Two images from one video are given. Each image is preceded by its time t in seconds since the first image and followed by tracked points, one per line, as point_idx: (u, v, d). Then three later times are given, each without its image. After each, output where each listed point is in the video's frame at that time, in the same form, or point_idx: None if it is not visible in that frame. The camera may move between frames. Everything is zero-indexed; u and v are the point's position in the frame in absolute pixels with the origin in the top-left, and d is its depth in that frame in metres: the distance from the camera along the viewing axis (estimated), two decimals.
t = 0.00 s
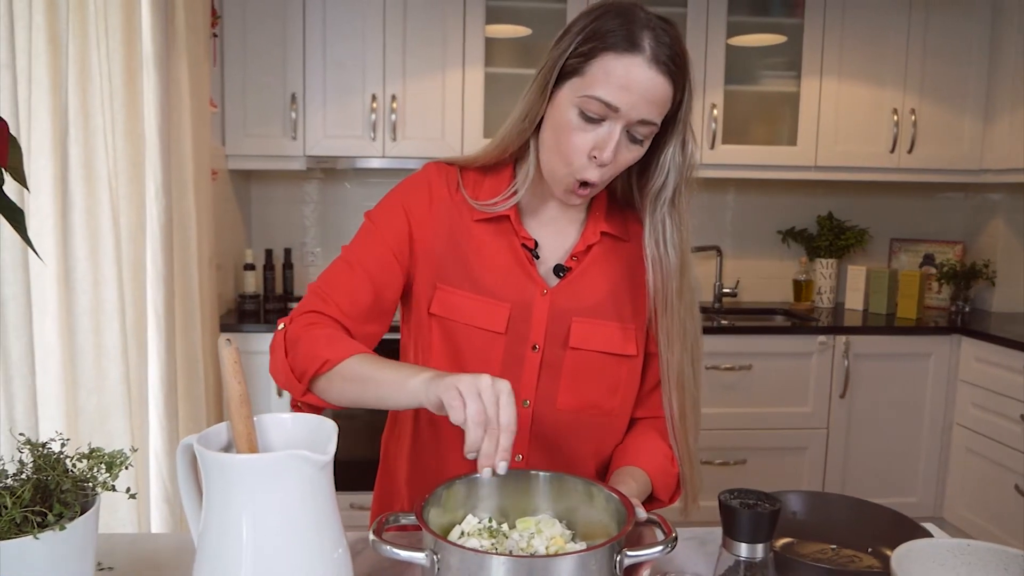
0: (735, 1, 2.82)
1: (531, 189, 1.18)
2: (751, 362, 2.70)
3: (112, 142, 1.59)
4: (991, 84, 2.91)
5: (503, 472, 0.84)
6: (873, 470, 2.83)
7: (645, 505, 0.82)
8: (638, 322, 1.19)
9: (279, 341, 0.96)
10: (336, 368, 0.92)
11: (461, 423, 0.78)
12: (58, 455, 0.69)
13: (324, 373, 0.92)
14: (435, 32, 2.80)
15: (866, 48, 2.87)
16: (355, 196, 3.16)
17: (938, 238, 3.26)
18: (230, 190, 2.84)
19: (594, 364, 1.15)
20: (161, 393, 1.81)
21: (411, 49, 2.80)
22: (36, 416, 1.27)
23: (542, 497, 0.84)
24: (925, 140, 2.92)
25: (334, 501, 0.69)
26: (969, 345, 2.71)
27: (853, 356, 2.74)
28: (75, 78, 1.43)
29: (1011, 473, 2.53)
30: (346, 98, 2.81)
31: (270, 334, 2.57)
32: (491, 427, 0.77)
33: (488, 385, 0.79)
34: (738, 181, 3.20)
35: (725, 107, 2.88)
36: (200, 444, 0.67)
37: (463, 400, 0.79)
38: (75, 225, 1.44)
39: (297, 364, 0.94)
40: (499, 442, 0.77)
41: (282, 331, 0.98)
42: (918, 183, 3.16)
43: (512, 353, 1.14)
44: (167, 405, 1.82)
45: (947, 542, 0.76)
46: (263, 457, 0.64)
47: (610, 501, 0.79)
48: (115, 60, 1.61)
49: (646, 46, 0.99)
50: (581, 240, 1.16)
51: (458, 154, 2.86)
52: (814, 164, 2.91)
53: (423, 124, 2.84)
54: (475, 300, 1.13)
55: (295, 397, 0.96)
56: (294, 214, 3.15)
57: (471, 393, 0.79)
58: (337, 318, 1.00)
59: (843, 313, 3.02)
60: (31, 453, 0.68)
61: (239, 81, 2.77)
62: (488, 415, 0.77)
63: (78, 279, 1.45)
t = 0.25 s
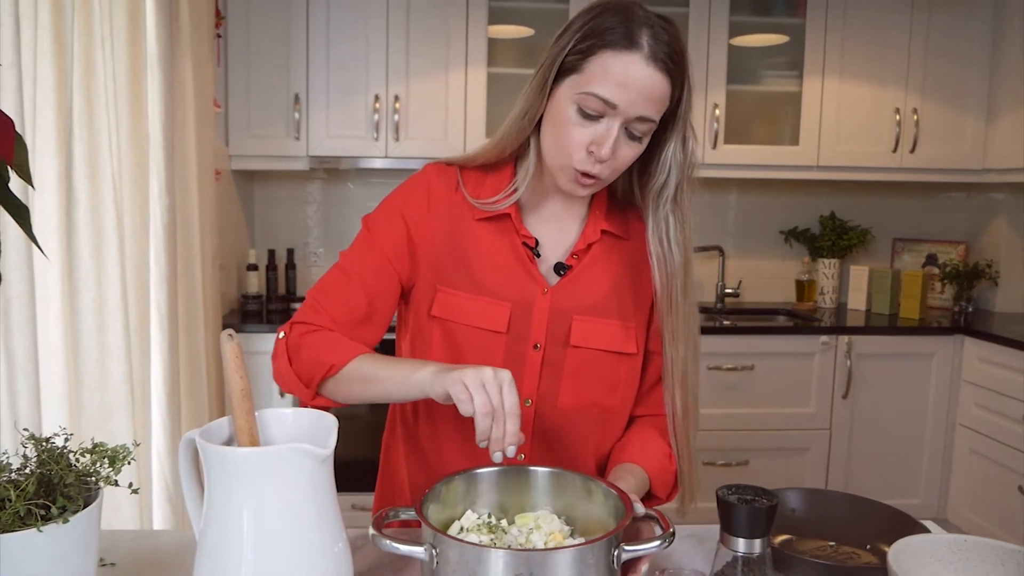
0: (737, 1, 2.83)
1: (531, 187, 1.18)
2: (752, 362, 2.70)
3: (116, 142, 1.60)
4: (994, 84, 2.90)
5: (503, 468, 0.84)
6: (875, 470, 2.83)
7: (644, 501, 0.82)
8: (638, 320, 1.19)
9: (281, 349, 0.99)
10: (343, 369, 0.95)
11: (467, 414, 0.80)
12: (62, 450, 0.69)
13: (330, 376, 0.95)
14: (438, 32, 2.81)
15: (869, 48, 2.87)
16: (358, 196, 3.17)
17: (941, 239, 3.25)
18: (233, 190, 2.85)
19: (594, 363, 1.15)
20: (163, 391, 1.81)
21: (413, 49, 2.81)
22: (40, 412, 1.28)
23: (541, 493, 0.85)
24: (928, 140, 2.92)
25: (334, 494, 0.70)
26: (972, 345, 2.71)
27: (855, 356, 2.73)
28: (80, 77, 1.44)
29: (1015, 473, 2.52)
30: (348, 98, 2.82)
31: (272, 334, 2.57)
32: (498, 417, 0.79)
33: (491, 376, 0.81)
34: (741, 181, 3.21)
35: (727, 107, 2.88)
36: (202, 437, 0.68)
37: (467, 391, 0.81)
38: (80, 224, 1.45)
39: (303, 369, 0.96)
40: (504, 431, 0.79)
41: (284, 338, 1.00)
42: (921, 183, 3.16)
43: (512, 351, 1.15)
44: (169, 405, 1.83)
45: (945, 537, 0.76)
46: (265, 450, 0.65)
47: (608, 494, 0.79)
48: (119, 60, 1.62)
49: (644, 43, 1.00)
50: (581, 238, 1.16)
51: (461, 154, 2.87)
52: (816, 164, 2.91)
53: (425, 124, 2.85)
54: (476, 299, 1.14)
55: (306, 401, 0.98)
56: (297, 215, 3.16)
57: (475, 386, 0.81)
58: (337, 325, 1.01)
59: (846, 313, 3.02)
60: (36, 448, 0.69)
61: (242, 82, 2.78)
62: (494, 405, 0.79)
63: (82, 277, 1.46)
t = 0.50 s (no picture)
0: (740, 1, 2.83)
1: (529, 188, 1.19)
2: (754, 362, 2.70)
3: (120, 141, 1.61)
4: (997, 84, 2.90)
5: (501, 465, 0.85)
6: (877, 470, 2.83)
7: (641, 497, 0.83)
8: (636, 320, 1.20)
9: (312, 370, 1.03)
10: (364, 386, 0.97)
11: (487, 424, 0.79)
12: (67, 446, 0.70)
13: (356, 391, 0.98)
14: (441, 33, 2.82)
15: (871, 48, 2.87)
16: (361, 196, 3.17)
17: (943, 239, 3.25)
18: (236, 189, 2.86)
19: (593, 363, 1.16)
20: (166, 390, 1.83)
21: (416, 49, 2.82)
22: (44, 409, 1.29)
23: (538, 490, 0.86)
24: (930, 140, 2.92)
25: (334, 489, 0.71)
26: (975, 345, 2.71)
27: (857, 356, 2.74)
28: (85, 77, 1.45)
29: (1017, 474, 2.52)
30: (351, 98, 2.83)
31: (275, 333, 2.58)
32: (520, 424, 0.78)
33: (508, 383, 0.80)
34: (743, 181, 3.21)
35: (730, 107, 2.88)
36: (204, 433, 0.68)
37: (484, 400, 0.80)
38: (85, 222, 1.46)
39: (332, 387, 0.99)
40: (523, 440, 0.78)
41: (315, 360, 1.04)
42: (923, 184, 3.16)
43: (511, 352, 1.15)
44: (173, 403, 1.84)
45: (943, 535, 0.76)
46: (266, 446, 0.65)
47: (605, 491, 0.80)
48: (123, 60, 1.63)
49: (641, 46, 1.01)
50: (579, 238, 1.17)
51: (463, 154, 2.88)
52: (818, 164, 2.91)
53: (428, 124, 2.86)
54: (475, 301, 1.15)
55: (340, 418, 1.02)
56: (300, 214, 3.17)
57: (491, 394, 0.79)
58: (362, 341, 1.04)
59: (848, 313, 3.01)
60: (40, 444, 0.70)
61: (246, 82, 2.79)
62: (512, 413, 0.78)
63: (86, 277, 1.47)
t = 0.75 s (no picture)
0: (742, 2, 2.83)
1: (530, 186, 1.20)
2: (757, 363, 2.71)
3: (123, 141, 1.63)
4: (1000, 84, 2.89)
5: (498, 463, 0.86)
6: (880, 471, 2.83)
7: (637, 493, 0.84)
8: (636, 317, 1.20)
9: (293, 362, 1.04)
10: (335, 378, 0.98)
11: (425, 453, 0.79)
12: (68, 442, 0.71)
13: (325, 386, 0.98)
14: (443, 33, 2.83)
15: (873, 48, 2.87)
16: (364, 196, 3.19)
17: (947, 239, 3.25)
18: (241, 190, 2.88)
19: (594, 361, 1.17)
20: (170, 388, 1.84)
21: (419, 50, 2.83)
22: (48, 407, 1.31)
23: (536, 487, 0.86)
24: (933, 140, 2.92)
25: (333, 484, 0.72)
26: (977, 345, 2.71)
27: (859, 356, 2.74)
28: (88, 79, 1.47)
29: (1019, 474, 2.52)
30: (355, 99, 2.84)
31: (279, 333, 2.60)
32: (457, 457, 0.79)
33: (453, 416, 0.80)
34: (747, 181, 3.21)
35: (732, 107, 2.88)
36: (204, 429, 0.69)
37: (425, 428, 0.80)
38: (88, 221, 1.47)
39: (305, 381, 1.00)
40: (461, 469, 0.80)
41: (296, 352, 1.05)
42: (926, 184, 3.16)
43: (513, 350, 1.16)
44: (177, 402, 1.86)
45: (934, 531, 0.77)
46: (265, 441, 0.66)
47: (601, 488, 0.80)
48: (126, 61, 1.65)
49: (637, 45, 1.01)
50: (580, 237, 1.17)
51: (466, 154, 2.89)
52: (821, 164, 2.91)
53: (431, 124, 2.87)
54: (477, 300, 1.15)
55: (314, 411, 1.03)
56: (305, 215, 3.18)
57: (434, 423, 0.79)
58: (343, 338, 1.05)
59: (851, 314, 3.01)
60: (43, 439, 0.71)
61: (250, 83, 2.80)
62: (452, 444, 0.79)
63: (90, 276, 1.49)
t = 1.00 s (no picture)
0: (744, 3, 2.84)
1: (532, 182, 1.21)
2: (759, 362, 2.71)
3: (127, 143, 1.64)
4: (1002, 84, 2.89)
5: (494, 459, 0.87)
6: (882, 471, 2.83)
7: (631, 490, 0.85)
8: (636, 318, 1.21)
9: (309, 369, 1.06)
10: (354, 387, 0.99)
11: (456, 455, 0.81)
12: (71, 438, 0.72)
13: (346, 396, 1.00)
14: (446, 33, 2.84)
15: (876, 48, 2.87)
16: (368, 197, 3.20)
17: (950, 239, 3.25)
18: (245, 190, 2.90)
19: (594, 360, 1.18)
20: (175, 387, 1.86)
21: (422, 51, 2.84)
22: (53, 404, 1.32)
23: (531, 484, 0.87)
24: (935, 140, 2.92)
25: (332, 480, 0.73)
26: (979, 345, 2.71)
27: (862, 356, 2.74)
28: (93, 81, 1.49)
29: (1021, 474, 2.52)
30: (358, 100, 2.86)
31: (283, 333, 2.61)
32: (488, 453, 0.81)
33: (478, 414, 0.82)
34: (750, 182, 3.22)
35: (735, 107, 2.89)
36: (203, 426, 0.71)
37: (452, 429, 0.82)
38: (92, 222, 1.49)
39: (326, 389, 1.02)
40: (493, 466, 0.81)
41: (310, 357, 1.07)
42: (929, 184, 3.16)
43: (513, 349, 1.17)
44: (181, 400, 1.88)
45: (927, 528, 0.77)
46: (264, 438, 0.67)
47: (596, 485, 0.81)
48: (130, 63, 1.67)
49: (637, 29, 1.04)
50: (580, 237, 1.18)
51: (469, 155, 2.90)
52: (823, 165, 2.91)
53: (434, 124, 2.88)
54: (478, 298, 1.16)
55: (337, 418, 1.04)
56: (309, 215, 3.20)
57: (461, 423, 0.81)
58: (357, 344, 1.07)
59: (854, 314, 3.02)
60: (46, 436, 0.72)
61: (255, 85, 2.82)
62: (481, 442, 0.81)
63: (95, 276, 1.50)
